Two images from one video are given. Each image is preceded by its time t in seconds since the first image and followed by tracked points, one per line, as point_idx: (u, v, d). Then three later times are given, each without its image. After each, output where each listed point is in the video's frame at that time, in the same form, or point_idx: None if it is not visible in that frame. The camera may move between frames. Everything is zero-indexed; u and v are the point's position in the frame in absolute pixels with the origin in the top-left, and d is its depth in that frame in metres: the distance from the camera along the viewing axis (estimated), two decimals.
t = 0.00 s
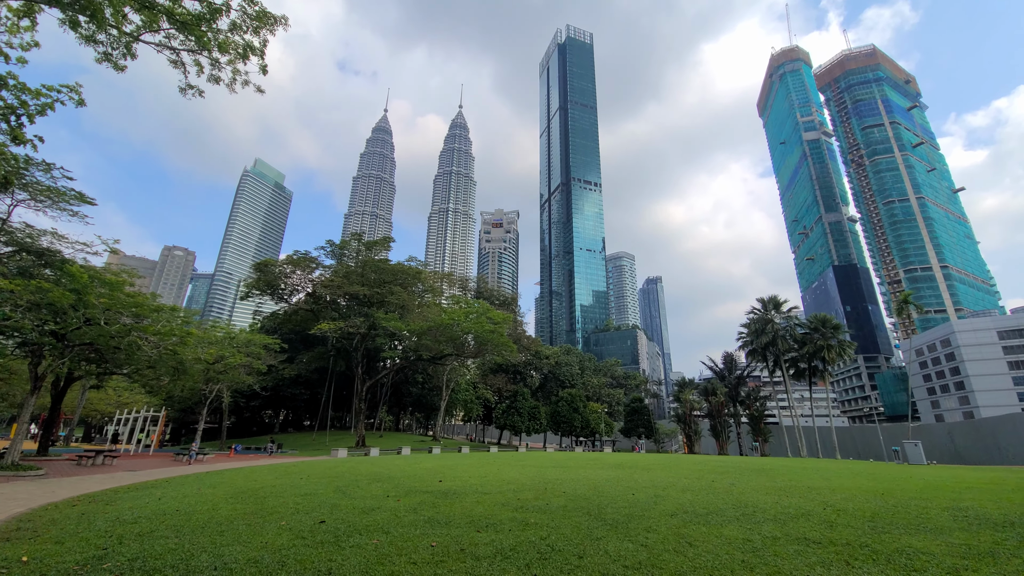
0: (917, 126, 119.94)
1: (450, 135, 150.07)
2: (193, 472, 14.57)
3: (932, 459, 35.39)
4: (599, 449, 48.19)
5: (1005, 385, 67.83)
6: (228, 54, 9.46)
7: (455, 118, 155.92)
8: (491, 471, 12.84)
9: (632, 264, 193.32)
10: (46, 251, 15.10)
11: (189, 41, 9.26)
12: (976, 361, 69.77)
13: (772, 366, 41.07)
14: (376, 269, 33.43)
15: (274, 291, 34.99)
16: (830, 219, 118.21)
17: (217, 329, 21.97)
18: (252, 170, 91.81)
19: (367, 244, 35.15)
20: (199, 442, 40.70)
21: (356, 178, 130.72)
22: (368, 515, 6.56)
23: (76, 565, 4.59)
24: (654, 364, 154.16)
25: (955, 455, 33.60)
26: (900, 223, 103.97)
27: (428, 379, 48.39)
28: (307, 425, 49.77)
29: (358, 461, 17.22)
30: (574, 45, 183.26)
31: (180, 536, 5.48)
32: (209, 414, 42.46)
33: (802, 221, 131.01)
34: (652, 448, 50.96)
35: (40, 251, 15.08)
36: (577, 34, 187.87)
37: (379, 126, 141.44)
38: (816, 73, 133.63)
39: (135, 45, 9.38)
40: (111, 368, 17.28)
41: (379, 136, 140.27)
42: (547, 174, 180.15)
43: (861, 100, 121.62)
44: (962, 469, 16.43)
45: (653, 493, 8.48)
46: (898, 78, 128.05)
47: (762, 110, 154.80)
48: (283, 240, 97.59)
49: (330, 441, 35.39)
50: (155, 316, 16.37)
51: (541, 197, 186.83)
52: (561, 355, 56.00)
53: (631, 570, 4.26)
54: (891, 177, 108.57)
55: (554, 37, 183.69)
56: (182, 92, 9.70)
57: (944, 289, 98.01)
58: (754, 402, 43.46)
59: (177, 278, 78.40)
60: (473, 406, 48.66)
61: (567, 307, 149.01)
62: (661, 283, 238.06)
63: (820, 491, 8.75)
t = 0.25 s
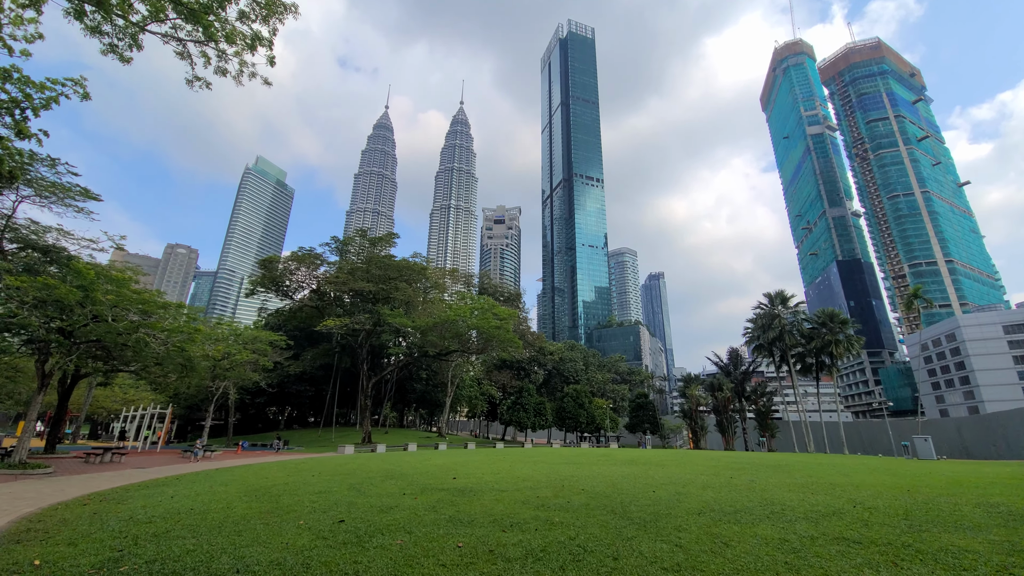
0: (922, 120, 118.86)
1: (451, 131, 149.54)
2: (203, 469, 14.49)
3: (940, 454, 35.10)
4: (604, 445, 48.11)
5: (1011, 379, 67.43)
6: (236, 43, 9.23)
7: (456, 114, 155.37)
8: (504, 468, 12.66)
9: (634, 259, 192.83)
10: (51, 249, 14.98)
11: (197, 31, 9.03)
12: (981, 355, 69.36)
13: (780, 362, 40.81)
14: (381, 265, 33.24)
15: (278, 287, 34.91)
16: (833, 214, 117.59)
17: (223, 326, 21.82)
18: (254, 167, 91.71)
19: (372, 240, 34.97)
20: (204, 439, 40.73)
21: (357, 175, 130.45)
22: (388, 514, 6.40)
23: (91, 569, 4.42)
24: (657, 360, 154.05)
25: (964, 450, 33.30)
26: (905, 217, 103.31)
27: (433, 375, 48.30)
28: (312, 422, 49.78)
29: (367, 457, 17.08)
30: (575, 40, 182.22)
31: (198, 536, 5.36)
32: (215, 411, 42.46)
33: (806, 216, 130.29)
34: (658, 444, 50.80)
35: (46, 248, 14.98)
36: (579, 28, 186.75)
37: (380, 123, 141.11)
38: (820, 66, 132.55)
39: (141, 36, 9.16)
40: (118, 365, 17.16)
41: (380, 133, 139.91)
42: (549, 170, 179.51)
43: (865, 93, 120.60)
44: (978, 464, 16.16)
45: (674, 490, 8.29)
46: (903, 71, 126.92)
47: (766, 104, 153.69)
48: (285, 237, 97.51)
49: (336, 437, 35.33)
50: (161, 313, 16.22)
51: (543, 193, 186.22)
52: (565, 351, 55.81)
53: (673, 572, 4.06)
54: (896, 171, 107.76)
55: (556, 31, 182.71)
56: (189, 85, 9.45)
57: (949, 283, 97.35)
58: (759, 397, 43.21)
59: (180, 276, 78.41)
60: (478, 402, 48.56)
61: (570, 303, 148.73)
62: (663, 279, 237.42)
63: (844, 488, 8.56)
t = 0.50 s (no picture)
0: (932, 97, 116.32)
1: (452, 112, 147.34)
2: (215, 450, 14.57)
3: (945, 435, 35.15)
4: (609, 426, 48.43)
5: (1014, 360, 67.33)
6: (238, 14, 8.79)
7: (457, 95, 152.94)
8: (518, 448, 12.65)
9: (637, 242, 191.84)
10: (56, 232, 14.77)
11: (197, 1, 8.63)
12: (986, 336, 69.10)
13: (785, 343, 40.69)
14: (386, 247, 32.97)
15: (283, 271, 34.77)
16: (839, 194, 116.21)
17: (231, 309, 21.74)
18: (253, 150, 90.82)
19: (376, 223, 34.65)
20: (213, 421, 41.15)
21: (357, 157, 129.11)
22: (410, 494, 6.32)
23: (115, 552, 4.33)
24: (659, 342, 154.40)
25: (969, 430, 33.35)
26: (912, 197, 102.03)
27: (438, 357, 48.51)
28: (319, 404, 50.21)
29: (378, 439, 17.18)
30: (578, 16, 178.04)
31: (221, 517, 5.30)
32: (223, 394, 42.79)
33: (811, 197, 128.81)
34: (662, 425, 51.12)
35: (50, 231, 14.78)
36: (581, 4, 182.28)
37: (380, 104, 139.16)
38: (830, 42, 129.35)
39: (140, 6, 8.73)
40: (127, 348, 17.15)
41: (380, 114, 138.03)
42: (551, 151, 177.32)
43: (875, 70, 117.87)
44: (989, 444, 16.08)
45: (694, 470, 8.22)
46: (915, 46, 123.79)
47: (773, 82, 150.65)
48: (286, 221, 97.05)
49: (343, 419, 35.65)
50: (169, 296, 16.13)
51: (545, 175, 184.23)
52: (569, 333, 55.81)
53: (717, 554, 3.93)
54: (905, 150, 105.98)
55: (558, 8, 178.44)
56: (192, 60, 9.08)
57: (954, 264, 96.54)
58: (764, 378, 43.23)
59: (183, 261, 78.32)
60: (483, 385, 48.84)
61: (573, 286, 148.48)
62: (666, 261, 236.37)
63: (866, 468, 8.46)
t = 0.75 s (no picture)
0: (938, 91, 115.29)
1: (453, 110, 147.06)
2: (225, 450, 14.46)
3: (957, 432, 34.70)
4: (615, 423, 48.18)
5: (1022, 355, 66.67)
6: (246, 2, 8.54)
7: (458, 93, 152.67)
8: (532, 447, 12.47)
9: (640, 239, 191.27)
10: (62, 231, 14.64)
11: None
12: (992, 332, 68.45)
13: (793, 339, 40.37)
14: (391, 245, 32.81)
15: (288, 270, 34.71)
16: (844, 189, 115.50)
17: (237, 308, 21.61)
18: (256, 150, 90.88)
19: (381, 221, 34.50)
20: (219, 420, 41.14)
21: (359, 156, 128.97)
22: (432, 495, 6.14)
23: (132, 559, 4.14)
24: (663, 339, 153.86)
25: (980, 427, 32.90)
26: (918, 192, 101.19)
27: (444, 355, 48.41)
28: (324, 402, 50.14)
29: (388, 438, 17.03)
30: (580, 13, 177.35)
31: (239, 521, 5.12)
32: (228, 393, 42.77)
33: (815, 192, 127.99)
34: (669, 423, 50.79)
35: (56, 231, 14.65)
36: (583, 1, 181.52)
37: (381, 103, 139.12)
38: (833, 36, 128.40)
39: None
40: (132, 348, 17.01)
41: (382, 113, 137.94)
42: (553, 149, 176.80)
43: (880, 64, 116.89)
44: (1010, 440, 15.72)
45: (718, 469, 8.01)
46: (919, 39, 122.65)
47: (776, 77, 149.66)
48: (289, 220, 97.06)
49: (350, 418, 35.52)
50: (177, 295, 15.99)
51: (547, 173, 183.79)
52: (574, 330, 55.54)
53: (767, 559, 3.71)
54: (910, 144, 105.05)
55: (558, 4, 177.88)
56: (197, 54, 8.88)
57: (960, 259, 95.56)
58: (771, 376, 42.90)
59: (187, 261, 78.35)
60: (488, 382, 48.70)
61: (576, 283, 148.07)
62: (669, 258, 235.38)
63: (894, 466, 8.21)
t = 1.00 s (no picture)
0: (942, 89, 114.61)
1: (455, 110, 146.99)
2: (233, 451, 14.34)
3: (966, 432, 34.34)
4: (620, 423, 47.95)
5: None
6: None
7: (460, 93, 152.54)
8: (545, 447, 12.29)
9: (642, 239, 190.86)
10: (68, 230, 14.53)
11: None
12: (999, 331, 67.87)
13: (801, 338, 40.05)
14: (397, 244, 32.69)
15: (293, 269, 34.63)
16: (848, 188, 114.98)
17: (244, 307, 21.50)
18: (258, 150, 90.94)
19: (386, 220, 34.25)
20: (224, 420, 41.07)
21: (362, 156, 128.93)
22: (452, 499, 5.97)
23: (148, 568, 3.96)
24: (665, 339, 153.39)
25: (990, 427, 32.55)
26: (922, 191, 100.62)
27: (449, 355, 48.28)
28: (328, 402, 50.03)
29: (396, 438, 16.89)
30: (582, 12, 177.03)
31: (256, 527, 4.94)
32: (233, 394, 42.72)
33: (818, 192, 127.43)
34: (675, 423, 50.53)
35: (62, 230, 14.53)
36: None
37: (383, 103, 139.06)
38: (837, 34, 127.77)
39: None
40: (138, 348, 16.88)
41: (384, 113, 137.86)
42: (555, 148, 176.53)
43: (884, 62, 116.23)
44: None
45: (740, 471, 7.83)
46: (924, 37, 121.91)
47: (779, 76, 149.12)
48: (291, 220, 97.05)
49: (355, 418, 35.42)
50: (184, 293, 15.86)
51: (549, 173, 183.48)
52: (579, 330, 55.30)
53: (819, 572, 3.50)
54: (915, 143, 104.38)
55: (560, 4, 177.59)
56: (205, 47, 8.68)
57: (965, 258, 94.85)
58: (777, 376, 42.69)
59: (191, 261, 78.29)
60: (492, 382, 48.55)
61: (578, 283, 147.75)
62: (672, 258, 234.83)
63: (921, 470, 8.01)
